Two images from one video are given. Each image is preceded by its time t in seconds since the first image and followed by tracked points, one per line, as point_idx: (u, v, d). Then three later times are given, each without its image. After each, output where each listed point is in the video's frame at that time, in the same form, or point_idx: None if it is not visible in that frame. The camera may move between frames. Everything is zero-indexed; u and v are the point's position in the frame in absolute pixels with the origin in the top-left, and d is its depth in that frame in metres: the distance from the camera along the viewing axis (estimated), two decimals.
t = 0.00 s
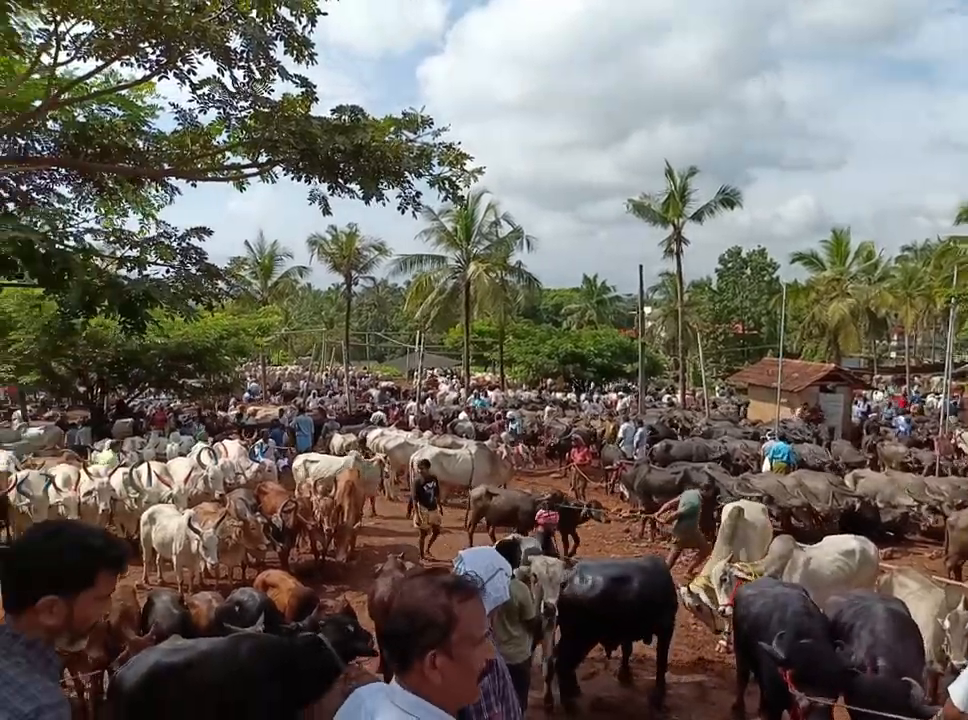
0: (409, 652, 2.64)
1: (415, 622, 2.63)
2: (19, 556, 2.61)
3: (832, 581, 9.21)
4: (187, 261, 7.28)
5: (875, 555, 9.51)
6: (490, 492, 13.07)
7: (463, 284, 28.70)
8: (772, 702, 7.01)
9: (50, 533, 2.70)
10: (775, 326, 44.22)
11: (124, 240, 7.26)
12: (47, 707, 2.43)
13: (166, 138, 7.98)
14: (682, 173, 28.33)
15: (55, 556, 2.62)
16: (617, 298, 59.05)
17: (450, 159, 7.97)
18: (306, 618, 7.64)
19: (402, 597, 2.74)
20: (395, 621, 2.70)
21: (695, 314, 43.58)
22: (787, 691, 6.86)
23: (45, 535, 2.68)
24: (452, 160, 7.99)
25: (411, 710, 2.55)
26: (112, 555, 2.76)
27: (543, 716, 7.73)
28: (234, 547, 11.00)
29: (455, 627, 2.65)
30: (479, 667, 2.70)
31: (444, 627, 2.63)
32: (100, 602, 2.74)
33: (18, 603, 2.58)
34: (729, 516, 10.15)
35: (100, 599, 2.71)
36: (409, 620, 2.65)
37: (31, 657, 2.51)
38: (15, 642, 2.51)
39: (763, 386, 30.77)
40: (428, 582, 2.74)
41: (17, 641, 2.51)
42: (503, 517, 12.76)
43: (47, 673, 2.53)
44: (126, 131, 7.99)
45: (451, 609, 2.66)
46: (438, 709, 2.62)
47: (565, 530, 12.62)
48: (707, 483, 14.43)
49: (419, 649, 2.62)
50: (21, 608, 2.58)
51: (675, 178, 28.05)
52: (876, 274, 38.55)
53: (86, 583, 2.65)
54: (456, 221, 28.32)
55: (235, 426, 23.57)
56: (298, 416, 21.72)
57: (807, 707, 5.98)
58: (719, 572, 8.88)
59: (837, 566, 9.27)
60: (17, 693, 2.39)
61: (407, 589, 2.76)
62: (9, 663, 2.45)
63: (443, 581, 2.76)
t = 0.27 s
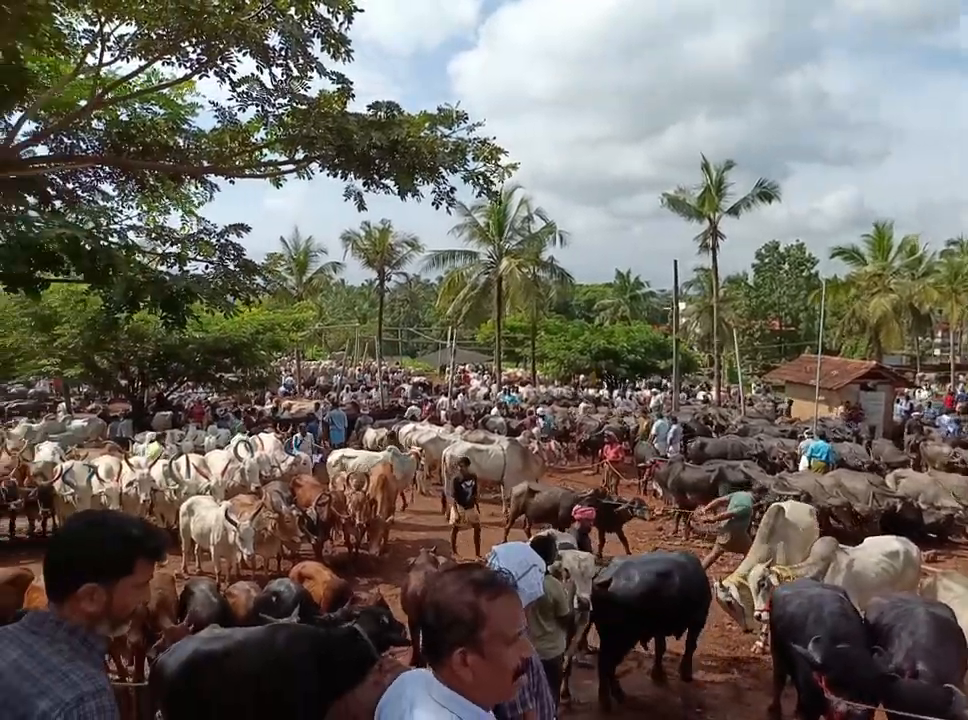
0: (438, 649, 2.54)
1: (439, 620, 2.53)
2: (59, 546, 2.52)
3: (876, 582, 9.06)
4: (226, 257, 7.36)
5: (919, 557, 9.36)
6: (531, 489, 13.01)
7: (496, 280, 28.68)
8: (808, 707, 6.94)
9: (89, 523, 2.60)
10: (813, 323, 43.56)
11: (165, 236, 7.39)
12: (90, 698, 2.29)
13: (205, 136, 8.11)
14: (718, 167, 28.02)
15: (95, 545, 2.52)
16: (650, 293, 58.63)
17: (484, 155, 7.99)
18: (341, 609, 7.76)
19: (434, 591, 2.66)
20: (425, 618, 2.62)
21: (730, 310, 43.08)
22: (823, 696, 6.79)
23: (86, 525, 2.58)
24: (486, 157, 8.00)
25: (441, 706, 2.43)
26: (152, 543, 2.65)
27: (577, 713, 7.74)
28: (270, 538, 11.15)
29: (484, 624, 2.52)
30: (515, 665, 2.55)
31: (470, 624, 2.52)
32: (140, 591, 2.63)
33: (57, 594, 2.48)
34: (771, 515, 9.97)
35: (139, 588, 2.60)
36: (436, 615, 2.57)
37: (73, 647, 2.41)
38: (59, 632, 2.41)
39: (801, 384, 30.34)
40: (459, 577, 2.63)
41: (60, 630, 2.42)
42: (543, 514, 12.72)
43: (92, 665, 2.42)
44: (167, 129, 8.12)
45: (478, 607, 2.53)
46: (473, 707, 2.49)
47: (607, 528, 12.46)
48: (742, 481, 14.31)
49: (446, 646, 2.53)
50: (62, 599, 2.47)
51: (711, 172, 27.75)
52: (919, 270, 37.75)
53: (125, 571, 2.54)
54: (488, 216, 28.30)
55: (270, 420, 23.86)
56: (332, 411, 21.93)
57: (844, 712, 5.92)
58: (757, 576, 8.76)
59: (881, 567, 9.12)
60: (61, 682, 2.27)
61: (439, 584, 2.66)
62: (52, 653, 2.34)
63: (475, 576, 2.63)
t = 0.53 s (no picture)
0: (476, 648, 2.55)
1: (476, 620, 2.54)
2: (94, 537, 2.60)
3: (917, 590, 8.85)
4: (260, 258, 7.45)
5: (961, 565, 9.18)
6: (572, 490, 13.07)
7: (525, 280, 28.64)
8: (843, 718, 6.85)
9: (123, 513, 2.68)
10: (850, 323, 42.86)
11: (202, 238, 7.50)
12: (132, 677, 2.35)
13: (241, 138, 8.22)
14: (752, 165, 27.74)
15: (130, 534, 2.60)
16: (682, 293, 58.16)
17: (516, 155, 8.00)
18: (372, 606, 7.86)
19: (471, 590, 2.67)
20: (462, 617, 2.62)
21: (764, 310, 42.58)
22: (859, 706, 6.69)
23: (119, 516, 2.66)
24: (518, 156, 8.01)
25: (476, 704, 2.45)
26: (178, 532, 2.70)
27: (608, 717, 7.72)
28: (301, 535, 11.28)
29: (522, 624, 2.52)
30: (552, 666, 2.55)
31: (508, 624, 2.52)
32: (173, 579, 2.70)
33: (94, 582, 2.55)
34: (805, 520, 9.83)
35: (172, 574, 2.67)
36: (473, 615, 2.58)
37: (115, 630, 2.48)
38: (99, 617, 2.49)
39: (837, 385, 29.88)
40: (496, 578, 2.63)
41: (101, 615, 2.49)
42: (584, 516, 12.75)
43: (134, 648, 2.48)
44: (203, 132, 8.24)
45: (516, 607, 2.54)
46: (509, 707, 2.49)
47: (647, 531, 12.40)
48: (776, 484, 14.09)
49: (483, 645, 2.53)
50: (99, 586, 2.54)
51: (744, 169, 27.47)
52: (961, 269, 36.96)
53: (153, 558, 2.60)
54: (518, 216, 28.27)
55: (302, 419, 24.09)
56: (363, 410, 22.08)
57: None
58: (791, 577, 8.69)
59: (923, 575, 8.92)
60: (103, 664, 2.35)
61: (476, 584, 2.66)
62: (93, 637, 2.41)
63: (512, 577, 2.64)
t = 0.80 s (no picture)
0: (524, 646, 2.54)
1: (527, 618, 2.54)
2: (124, 522, 2.67)
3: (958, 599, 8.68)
4: (298, 258, 7.57)
5: None
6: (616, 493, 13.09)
7: (558, 280, 28.57)
8: None
9: (148, 495, 2.74)
10: (891, 324, 42.06)
11: (242, 239, 7.63)
12: (165, 652, 2.44)
13: (280, 140, 8.36)
14: (790, 163, 27.39)
15: (150, 519, 2.64)
16: (717, 293, 57.59)
17: (550, 154, 8.01)
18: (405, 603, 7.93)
19: (517, 589, 2.65)
20: (509, 616, 2.61)
21: (802, 311, 41.99)
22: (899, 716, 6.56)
23: (142, 499, 2.70)
24: (553, 157, 8.03)
25: (521, 702, 2.44)
26: (197, 509, 2.71)
27: None
28: (335, 533, 11.40)
29: (573, 624, 2.52)
30: (597, 665, 2.56)
31: (558, 624, 2.51)
32: (197, 556, 2.71)
33: (128, 563, 2.64)
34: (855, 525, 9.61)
35: (193, 552, 2.68)
36: (522, 614, 2.57)
37: (148, 608, 2.57)
38: (133, 596, 2.58)
39: (878, 387, 29.35)
40: (545, 577, 2.63)
41: (137, 594, 2.58)
42: (629, 519, 12.72)
43: (168, 625, 2.57)
44: (242, 135, 8.38)
45: (566, 607, 2.54)
46: (555, 707, 2.49)
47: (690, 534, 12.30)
48: (815, 489, 13.83)
49: (532, 643, 2.52)
50: (132, 567, 2.63)
51: (783, 168, 27.13)
52: None
53: (170, 538, 2.64)
54: (551, 216, 28.21)
55: (336, 417, 24.33)
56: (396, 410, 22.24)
57: None
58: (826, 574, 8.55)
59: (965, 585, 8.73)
60: (137, 638, 2.45)
61: (523, 583, 2.66)
62: (128, 614, 2.51)
63: (561, 577, 2.64)
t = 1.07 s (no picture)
0: (563, 647, 2.50)
1: (567, 619, 2.49)
2: (162, 510, 2.75)
3: None
4: (327, 259, 7.61)
5: None
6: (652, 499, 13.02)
7: (585, 281, 28.47)
8: None
9: (185, 486, 2.80)
10: (925, 326, 41.39)
11: (273, 242, 7.70)
12: (187, 639, 2.47)
13: (310, 144, 8.45)
14: (822, 162, 27.08)
15: (182, 509, 2.70)
16: (746, 295, 57.07)
17: (579, 156, 8.00)
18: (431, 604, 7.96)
19: (556, 589, 2.60)
20: (549, 616, 2.56)
21: (833, 313, 41.46)
22: None
23: (178, 489, 2.77)
24: (581, 158, 8.02)
25: (560, 702, 2.41)
26: (230, 501, 2.75)
27: None
28: (362, 533, 11.47)
29: (613, 626, 2.47)
30: (636, 668, 2.51)
31: (599, 625, 2.46)
32: (229, 547, 2.76)
33: (165, 550, 2.72)
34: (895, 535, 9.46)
35: (225, 543, 2.73)
36: (563, 614, 2.51)
37: (181, 595, 2.63)
38: (167, 582, 2.65)
39: (912, 391, 28.89)
40: (585, 578, 2.58)
41: (171, 581, 2.65)
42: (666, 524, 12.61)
43: (196, 612, 2.62)
44: (273, 138, 8.47)
45: (608, 608, 2.49)
46: (593, 708, 2.45)
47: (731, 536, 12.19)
48: (847, 494, 13.66)
49: (573, 644, 2.47)
50: (169, 554, 2.71)
51: (815, 167, 26.83)
52: None
53: (201, 528, 2.69)
54: (578, 218, 28.12)
55: (363, 418, 24.46)
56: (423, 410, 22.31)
57: None
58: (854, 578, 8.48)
59: None
60: (165, 623, 2.50)
61: (563, 584, 2.60)
62: (160, 599, 2.59)
63: (600, 578, 2.59)
